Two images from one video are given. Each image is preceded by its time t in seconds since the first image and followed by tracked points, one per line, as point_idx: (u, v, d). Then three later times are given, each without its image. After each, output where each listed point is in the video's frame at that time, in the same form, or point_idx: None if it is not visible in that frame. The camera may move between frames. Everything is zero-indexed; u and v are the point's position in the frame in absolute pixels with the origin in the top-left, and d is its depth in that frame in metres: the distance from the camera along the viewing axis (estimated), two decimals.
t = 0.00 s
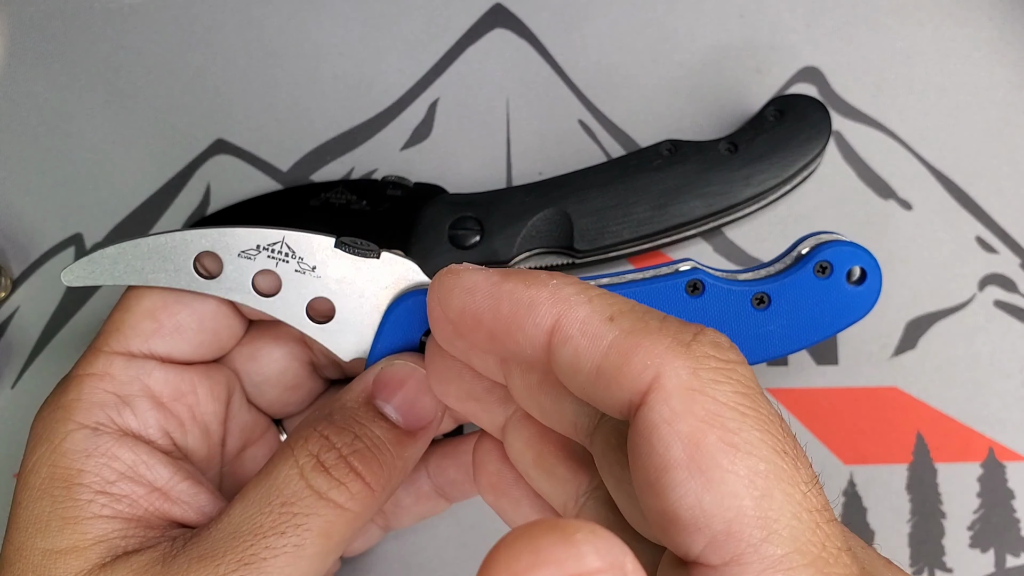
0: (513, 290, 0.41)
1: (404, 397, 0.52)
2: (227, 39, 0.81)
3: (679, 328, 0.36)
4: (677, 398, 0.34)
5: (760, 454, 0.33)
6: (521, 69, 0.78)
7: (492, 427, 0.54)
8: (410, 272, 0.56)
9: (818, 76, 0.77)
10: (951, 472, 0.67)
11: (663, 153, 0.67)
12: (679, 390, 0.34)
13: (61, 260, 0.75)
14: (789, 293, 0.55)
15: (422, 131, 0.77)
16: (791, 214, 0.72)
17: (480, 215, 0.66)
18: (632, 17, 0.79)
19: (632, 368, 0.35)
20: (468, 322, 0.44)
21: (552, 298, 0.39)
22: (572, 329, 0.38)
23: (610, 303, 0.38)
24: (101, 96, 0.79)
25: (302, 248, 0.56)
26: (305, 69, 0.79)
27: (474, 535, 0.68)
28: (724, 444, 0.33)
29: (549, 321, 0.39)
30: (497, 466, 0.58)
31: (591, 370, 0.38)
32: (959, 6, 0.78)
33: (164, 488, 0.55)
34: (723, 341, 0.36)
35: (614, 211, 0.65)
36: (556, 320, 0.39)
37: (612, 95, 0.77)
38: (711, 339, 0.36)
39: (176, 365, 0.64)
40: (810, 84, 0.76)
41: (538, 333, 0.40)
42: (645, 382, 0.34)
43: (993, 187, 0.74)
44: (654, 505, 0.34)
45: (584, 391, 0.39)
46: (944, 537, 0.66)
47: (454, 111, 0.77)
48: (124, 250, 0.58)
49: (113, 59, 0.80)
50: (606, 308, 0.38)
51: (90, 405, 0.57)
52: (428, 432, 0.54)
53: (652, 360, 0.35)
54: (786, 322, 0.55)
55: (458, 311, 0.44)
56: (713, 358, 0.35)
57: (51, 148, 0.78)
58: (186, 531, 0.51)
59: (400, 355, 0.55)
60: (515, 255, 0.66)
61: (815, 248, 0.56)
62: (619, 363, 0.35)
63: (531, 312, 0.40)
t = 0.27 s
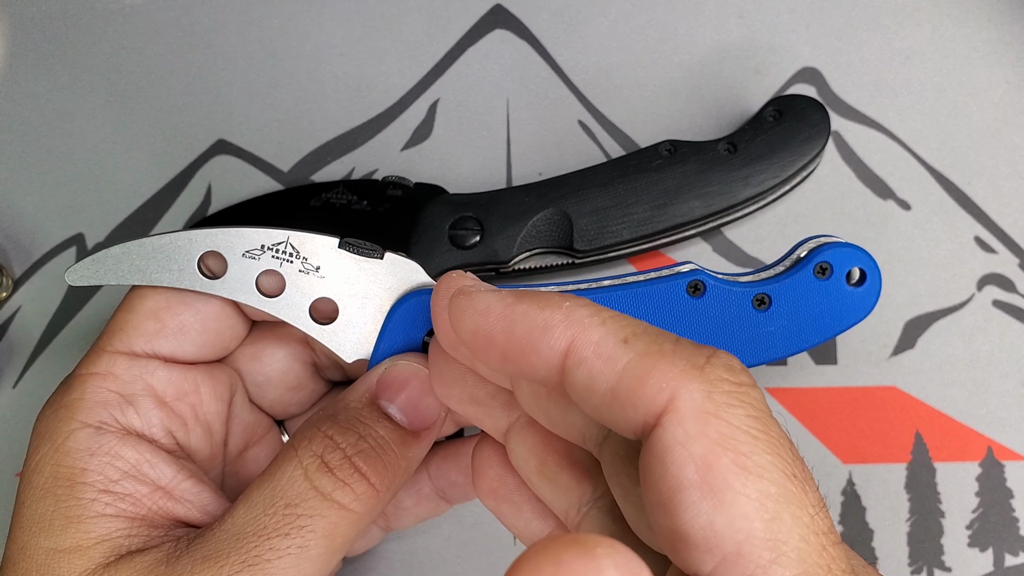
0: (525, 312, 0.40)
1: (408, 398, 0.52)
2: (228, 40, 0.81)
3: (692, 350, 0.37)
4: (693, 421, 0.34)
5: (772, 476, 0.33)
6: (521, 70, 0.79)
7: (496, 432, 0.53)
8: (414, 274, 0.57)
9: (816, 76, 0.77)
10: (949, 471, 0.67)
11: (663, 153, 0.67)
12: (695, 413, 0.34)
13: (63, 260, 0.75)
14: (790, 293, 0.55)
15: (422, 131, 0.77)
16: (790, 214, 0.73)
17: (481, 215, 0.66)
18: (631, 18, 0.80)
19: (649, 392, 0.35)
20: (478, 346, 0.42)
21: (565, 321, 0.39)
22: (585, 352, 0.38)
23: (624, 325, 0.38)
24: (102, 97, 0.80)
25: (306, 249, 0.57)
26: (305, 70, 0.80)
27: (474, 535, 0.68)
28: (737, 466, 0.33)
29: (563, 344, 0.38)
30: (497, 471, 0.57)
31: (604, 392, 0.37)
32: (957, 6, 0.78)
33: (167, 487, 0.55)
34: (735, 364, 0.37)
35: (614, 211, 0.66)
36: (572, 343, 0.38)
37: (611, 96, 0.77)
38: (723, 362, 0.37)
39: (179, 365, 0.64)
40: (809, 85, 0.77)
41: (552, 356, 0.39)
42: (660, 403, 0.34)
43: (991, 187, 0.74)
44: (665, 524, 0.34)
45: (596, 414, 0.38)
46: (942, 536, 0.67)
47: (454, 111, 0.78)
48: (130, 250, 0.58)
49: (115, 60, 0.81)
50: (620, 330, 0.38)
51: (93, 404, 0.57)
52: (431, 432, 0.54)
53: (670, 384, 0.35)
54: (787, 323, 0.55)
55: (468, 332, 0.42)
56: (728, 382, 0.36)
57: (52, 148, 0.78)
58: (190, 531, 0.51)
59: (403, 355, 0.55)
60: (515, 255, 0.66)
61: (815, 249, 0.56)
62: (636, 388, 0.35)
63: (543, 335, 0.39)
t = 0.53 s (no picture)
0: (526, 327, 0.39)
1: (406, 397, 0.53)
2: (228, 40, 0.81)
3: (691, 365, 0.37)
4: (694, 437, 0.34)
5: (769, 492, 0.33)
6: (521, 70, 0.79)
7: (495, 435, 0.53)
8: (413, 272, 0.57)
9: (816, 76, 0.77)
10: (949, 471, 0.67)
11: (663, 153, 0.67)
12: (696, 429, 0.34)
13: (62, 260, 0.75)
14: (789, 292, 0.55)
15: (422, 131, 0.77)
16: (790, 213, 0.73)
17: (481, 215, 0.66)
18: (631, 18, 0.80)
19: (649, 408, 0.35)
20: (479, 362, 0.41)
21: (565, 336, 0.38)
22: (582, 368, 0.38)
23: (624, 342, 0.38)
24: (102, 96, 0.80)
25: (305, 247, 0.57)
26: (305, 70, 0.80)
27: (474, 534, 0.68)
28: (736, 482, 0.33)
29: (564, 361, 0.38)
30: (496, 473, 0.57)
31: (605, 407, 0.37)
32: (957, 7, 0.78)
33: (166, 486, 0.55)
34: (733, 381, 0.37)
35: (614, 211, 0.66)
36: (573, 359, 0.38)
37: (611, 96, 0.77)
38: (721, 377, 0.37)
39: (179, 364, 0.64)
40: (809, 85, 0.77)
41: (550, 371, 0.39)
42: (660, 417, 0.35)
43: (991, 187, 0.74)
44: (664, 536, 0.34)
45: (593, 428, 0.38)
46: (942, 536, 0.67)
47: (454, 111, 0.78)
48: (129, 248, 0.58)
49: (115, 59, 0.81)
50: (620, 345, 0.38)
51: (93, 403, 0.57)
52: (430, 430, 0.55)
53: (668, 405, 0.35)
54: (788, 322, 0.55)
55: (467, 348, 0.41)
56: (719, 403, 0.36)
57: (52, 147, 0.78)
58: (188, 530, 0.51)
59: (402, 353, 0.55)
60: (515, 254, 0.66)
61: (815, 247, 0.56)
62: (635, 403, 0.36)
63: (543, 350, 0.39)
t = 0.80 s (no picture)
0: (542, 362, 0.39)
1: (420, 406, 0.52)
2: (230, 41, 0.81)
3: (708, 398, 0.37)
4: (713, 474, 0.34)
5: (787, 527, 0.33)
6: (520, 71, 0.79)
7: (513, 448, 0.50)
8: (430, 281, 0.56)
9: (815, 77, 0.77)
10: (947, 471, 0.68)
11: (662, 153, 0.67)
12: (714, 465, 0.34)
13: (64, 260, 0.76)
14: (801, 308, 0.55)
15: (423, 132, 0.77)
16: (789, 214, 0.73)
17: (481, 215, 0.67)
18: (630, 19, 0.80)
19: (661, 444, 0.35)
20: (495, 395, 0.41)
21: (582, 370, 0.38)
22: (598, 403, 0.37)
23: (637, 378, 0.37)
24: (104, 97, 0.80)
25: (321, 254, 0.56)
26: (306, 71, 0.80)
27: (474, 534, 0.68)
28: (754, 517, 0.33)
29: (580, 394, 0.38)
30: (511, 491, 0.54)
31: (622, 444, 0.37)
32: (956, 8, 0.79)
33: (178, 490, 0.55)
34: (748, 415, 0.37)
35: (614, 211, 0.66)
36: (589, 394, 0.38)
37: (611, 96, 0.78)
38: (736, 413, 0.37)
39: (191, 367, 0.63)
40: (808, 85, 0.77)
41: (566, 407, 0.38)
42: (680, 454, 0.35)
43: (988, 187, 0.74)
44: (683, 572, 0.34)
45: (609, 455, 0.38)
46: (941, 534, 0.67)
47: (455, 112, 0.78)
48: (143, 252, 0.57)
49: (116, 60, 0.81)
50: (637, 380, 0.37)
51: (105, 406, 0.57)
52: (443, 437, 0.54)
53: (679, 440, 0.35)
54: (798, 337, 0.56)
55: (483, 380, 0.40)
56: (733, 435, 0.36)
57: (54, 148, 0.79)
58: (201, 534, 0.51)
59: (416, 362, 0.54)
60: (515, 254, 0.66)
61: (827, 264, 0.56)
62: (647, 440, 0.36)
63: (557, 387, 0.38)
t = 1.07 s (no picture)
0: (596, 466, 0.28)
1: (432, 417, 0.48)
2: (230, 41, 0.81)
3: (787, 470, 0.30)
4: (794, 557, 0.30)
5: None
6: (521, 71, 0.79)
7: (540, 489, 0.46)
8: (444, 289, 0.54)
9: (815, 77, 0.77)
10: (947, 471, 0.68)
11: (662, 154, 0.67)
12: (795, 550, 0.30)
13: (65, 260, 0.76)
14: (818, 331, 0.52)
15: (423, 132, 0.77)
16: (789, 214, 0.73)
17: (481, 215, 0.67)
18: (630, 19, 0.80)
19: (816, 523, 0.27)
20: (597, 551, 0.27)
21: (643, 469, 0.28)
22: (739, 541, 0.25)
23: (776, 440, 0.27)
24: (105, 97, 0.80)
25: (337, 259, 0.53)
26: (307, 71, 0.80)
27: (475, 534, 0.67)
28: None
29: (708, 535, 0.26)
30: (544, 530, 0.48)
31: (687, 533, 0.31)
32: (955, 8, 0.79)
33: (184, 495, 0.55)
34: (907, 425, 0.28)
35: (614, 212, 0.66)
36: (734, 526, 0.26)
37: (611, 97, 0.78)
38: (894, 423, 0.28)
39: (201, 372, 0.63)
40: (808, 85, 0.77)
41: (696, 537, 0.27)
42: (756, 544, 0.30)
43: (989, 187, 0.74)
44: None
45: None
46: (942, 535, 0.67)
47: (456, 112, 0.78)
48: (156, 250, 0.55)
49: (117, 60, 0.81)
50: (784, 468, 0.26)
51: (113, 409, 0.57)
52: (456, 447, 0.50)
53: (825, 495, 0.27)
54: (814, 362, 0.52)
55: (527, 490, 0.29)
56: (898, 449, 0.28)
57: (54, 148, 0.79)
58: (207, 540, 0.50)
59: (428, 371, 0.52)
60: (515, 255, 0.66)
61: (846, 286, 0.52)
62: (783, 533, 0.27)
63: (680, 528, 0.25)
